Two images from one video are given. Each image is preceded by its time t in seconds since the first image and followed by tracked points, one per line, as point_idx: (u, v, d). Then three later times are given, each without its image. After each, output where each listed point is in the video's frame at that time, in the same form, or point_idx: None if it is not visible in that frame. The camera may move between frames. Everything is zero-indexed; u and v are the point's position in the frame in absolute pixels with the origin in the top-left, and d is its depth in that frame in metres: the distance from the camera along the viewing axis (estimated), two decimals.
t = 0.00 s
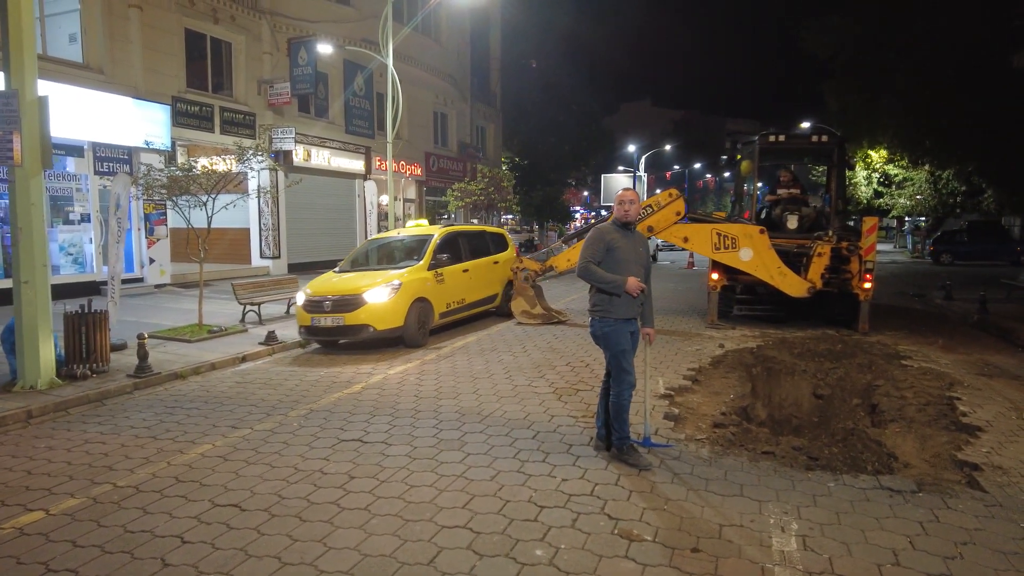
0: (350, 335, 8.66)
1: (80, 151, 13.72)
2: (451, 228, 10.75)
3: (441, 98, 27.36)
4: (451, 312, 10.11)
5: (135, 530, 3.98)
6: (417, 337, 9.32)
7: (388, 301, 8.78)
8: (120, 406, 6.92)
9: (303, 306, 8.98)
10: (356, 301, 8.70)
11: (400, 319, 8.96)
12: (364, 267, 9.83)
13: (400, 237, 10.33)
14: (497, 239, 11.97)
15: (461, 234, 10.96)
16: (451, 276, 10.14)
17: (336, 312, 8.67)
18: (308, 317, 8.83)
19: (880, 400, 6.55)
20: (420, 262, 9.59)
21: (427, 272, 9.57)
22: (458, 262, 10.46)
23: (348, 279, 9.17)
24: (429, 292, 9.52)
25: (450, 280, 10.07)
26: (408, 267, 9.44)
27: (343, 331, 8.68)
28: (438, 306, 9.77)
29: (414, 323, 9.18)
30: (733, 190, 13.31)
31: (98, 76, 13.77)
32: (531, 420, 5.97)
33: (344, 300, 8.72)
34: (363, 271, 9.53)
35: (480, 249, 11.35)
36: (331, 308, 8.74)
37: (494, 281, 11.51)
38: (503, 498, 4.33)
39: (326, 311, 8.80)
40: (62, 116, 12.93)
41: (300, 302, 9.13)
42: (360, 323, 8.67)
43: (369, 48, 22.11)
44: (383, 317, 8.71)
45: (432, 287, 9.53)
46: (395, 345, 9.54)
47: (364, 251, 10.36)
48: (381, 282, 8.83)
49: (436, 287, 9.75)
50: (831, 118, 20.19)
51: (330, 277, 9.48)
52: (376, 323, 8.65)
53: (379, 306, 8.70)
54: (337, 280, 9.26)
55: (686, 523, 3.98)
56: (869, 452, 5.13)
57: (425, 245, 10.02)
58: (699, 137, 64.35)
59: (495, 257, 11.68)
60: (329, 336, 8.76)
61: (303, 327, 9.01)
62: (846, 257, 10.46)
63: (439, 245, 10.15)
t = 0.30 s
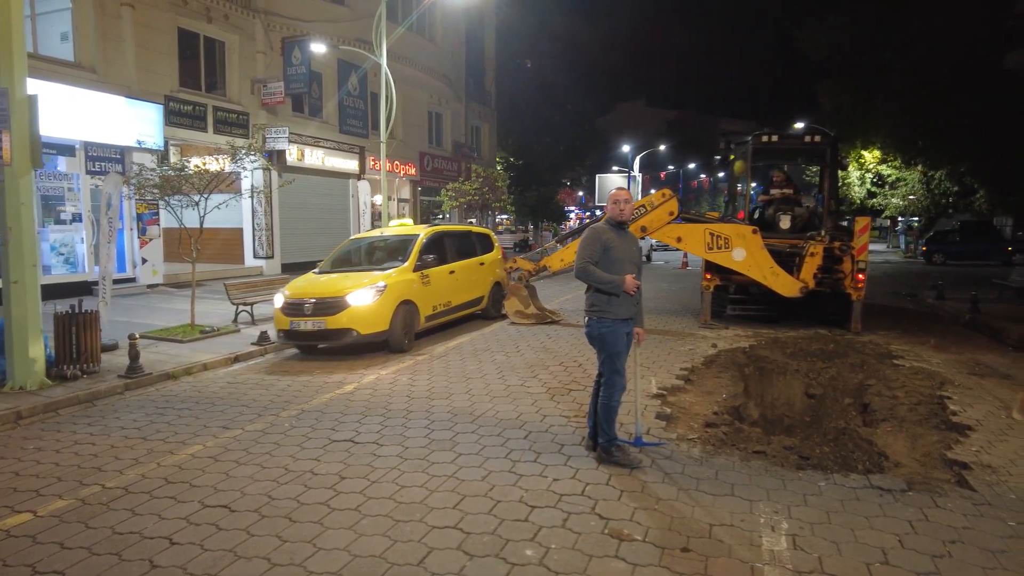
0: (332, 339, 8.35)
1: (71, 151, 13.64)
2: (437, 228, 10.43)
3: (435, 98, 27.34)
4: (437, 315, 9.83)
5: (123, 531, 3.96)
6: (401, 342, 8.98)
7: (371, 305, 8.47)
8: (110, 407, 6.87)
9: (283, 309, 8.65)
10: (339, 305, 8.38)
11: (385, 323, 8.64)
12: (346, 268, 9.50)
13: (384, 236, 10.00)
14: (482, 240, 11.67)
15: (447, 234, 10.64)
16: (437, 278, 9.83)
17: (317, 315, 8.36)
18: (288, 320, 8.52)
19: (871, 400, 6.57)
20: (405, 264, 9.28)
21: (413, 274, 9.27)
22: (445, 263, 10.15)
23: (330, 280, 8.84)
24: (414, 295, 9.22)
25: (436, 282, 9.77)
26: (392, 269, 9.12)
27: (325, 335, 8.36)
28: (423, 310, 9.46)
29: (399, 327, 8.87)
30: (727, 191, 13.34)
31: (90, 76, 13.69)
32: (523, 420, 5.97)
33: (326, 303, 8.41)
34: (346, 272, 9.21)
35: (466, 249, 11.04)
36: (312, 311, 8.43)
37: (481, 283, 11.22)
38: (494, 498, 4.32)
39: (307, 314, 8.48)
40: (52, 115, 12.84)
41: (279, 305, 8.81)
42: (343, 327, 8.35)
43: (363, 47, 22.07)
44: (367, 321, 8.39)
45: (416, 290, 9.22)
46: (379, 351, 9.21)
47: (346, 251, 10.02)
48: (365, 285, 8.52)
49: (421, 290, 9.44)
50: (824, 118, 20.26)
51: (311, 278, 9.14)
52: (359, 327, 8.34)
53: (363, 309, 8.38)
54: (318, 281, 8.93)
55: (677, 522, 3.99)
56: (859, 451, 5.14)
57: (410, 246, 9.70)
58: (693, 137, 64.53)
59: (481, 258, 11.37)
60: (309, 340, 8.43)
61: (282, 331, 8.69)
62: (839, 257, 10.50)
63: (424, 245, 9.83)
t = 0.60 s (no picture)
0: (300, 346, 7.91)
1: (42, 150, 13.38)
2: (408, 228, 10.06)
3: (416, 98, 27.26)
4: (410, 319, 9.45)
5: (93, 538, 3.88)
6: (374, 348, 8.56)
7: (342, 310, 8.03)
8: (82, 411, 6.75)
9: (246, 315, 8.18)
10: (306, 309, 7.94)
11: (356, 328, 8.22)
12: (312, 271, 9.06)
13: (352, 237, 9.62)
14: (454, 241, 11.31)
15: (419, 235, 10.27)
16: (409, 280, 9.45)
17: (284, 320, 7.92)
18: (252, 327, 8.05)
19: (847, 398, 6.66)
20: (376, 266, 8.84)
21: (385, 277, 8.85)
22: (417, 265, 9.79)
23: (296, 284, 8.37)
24: (386, 298, 8.80)
25: (409, 284, 9.39)
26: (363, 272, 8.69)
27: (292, 342, 7.91)
28: (395, 314, 9.05)
29: (371, 332, 8.45)
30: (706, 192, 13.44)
31: (63, 73, 13.46)
32: (502, 421, 5.96)
33: (293, 308, 7.97)
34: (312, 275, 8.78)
35: (438, 250, 10.67)
36: (277, 317, 7.98)
37: (454, 286, 10.90)
38: (473, 499, 4.31)
39: (272, 321, 8.02)
40: (24, 113, 12.59)
41: (241, 311, 8.33)
42: (312, 333, 7.91)
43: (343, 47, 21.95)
44: (337, 326, 7.97)
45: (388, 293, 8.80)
46: (349, 358, 8.78)
47: (311, 253, 9.57)
48: (335, 289, 8.08)
49: (394, 293, 9.02)
50: (801, 121, 20.53)
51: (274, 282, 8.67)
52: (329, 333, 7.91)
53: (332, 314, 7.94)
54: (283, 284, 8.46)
55: (655, 521, 4.01)
56: (834, 450, 5.20)
57: (380, 247, 9.31)
58: (674, 139, 65.01)
59: (454, 260, 11.02)
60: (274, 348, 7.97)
61: (245, 339, 8.20)
62: (815, 257, 10.65)
63: (395, 247, 9.43)
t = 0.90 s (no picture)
0: (263, 354, 7.67)
1: (4, 148, 13.04)
2: (374, 229, 9.92)
3: (391, 99, 27.11)
4: (378, 324, 9.29)
5: (56, 547, 3.79)
6: (341, 354, 8.35)
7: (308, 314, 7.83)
8: (46, 416, 6.59)
9: (204, 322, 7.88)
10: (271, 316, 7.71)
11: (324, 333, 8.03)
12: (275, 275, 8.83)
13: (315, 237, 9.47)
14: (420, 243, 11.19)
15: (385, 235, 10.16)
16: (377, 284, 9.28)
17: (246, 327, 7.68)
18: (211, 335, 7.76)
19: (816, 396, 6.78)
20: (343, 270, 8.66)
21: (352, 280, 8.67)
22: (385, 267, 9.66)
23: (257, 288, 8.12)
24: (354, 301, 8.62)
25: (377, 287, 9.24)
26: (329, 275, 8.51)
27: (255, 350, 7.67)
28: (364, 319, 8.89)
29: (339, 337, 8.27)
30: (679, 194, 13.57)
31: (26, 70, 13.13)
32: (477, 422, 5.95)
33: (254, 315, 7.71)
34: (275, 279, 8.53)
35: (404, 253, 10.51)
36: (239, 324, 7.72)
37: (421, 290, 10.78)
38: (446, 501, 4.29)
39: (232, 328, 7.75)
40: None
41: (199, 317, 8.03)
42: (277, 340, 7.68)
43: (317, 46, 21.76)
44: (303, 332, 7.77)
45: (355, 297, 8.63)
46: (315, 366, 8.54)
47: (272, 257, 9.35)
48: (301, 293, 7.87)
49: (362, 296, 8.85)
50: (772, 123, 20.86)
51: (233, 287, 8.39)
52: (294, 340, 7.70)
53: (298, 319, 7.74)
54: (244, 289, 8.20)
55: (628, 520, 4.03)
56: (804, 446, 5.28)
57: (346, 250, 9.15)
58: (648, 140, 65.56)
59: (420, 263, 10.87)
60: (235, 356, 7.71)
61: (203, 347, 7.90)
62: (786, 257, 10.80)
63: (362, 249, 9.25)
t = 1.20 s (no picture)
0: (222, 364, 7.45)
1: None
2: (337, 230, 9.81)
3: (362, 98, 26.89)
4: (344, 330, 9.19)
5: (13, 558, 3.67)
6: (305, 364, 8.20)
7: (273, 321, 7.69)
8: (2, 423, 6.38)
9: (157, 331, 7.60)
10: (230, 322, 7.50)
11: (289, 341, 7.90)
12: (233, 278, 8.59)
13: (275, 237, 9.30)
14: (382, 245, 11.06)
15: (348, 236, 10.04)
16: (342, 288, 9.16)
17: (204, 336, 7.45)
18: (165, 344, 7.50)
19: (783, 394, 6.90)
20: (308, 272, 8.57)
21: (317, 283, 8.57)
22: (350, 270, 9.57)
23: (217, 293, 7.92)
24: (319, 306, 8.52)
25: (342, 290, 9.14)
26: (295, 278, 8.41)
27: (212, 359, 7.44)
28: (330, 324, 8.78)
29: (305, 344, 8.15)
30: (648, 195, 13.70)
31: None
32: (449, 423, 5.93)
33: (212, 323, 7.49)
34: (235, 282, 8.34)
35: (368, 255, 10.41)
36: (195, 332, 7.47)
37: (385, 295, 10.66)
38: (418, 503, 4.26)
39: (187, 336, 7.50)
40: None
41: (150, 325, 7.74)
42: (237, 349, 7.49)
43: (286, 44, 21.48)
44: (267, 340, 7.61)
45: (321, 301, 8.53)
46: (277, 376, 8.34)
47: (229, 257, 9.12)
48: (265, 298, 7.74)
49: (328, 300, 8.76)
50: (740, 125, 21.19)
51: (189, 291, 8.15)
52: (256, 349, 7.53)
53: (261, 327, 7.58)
54: (201, 294, 7.97)
55: (600, 518, 4.05)
56: (772, 443, 5.37)
57: (310, 252, 9.03)
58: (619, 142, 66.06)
59: (383, 265, 10.73)
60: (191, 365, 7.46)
61: (155, 357, 7.62)
62: (753, 258, 10.99)
63: (326, 251, 9.15)
